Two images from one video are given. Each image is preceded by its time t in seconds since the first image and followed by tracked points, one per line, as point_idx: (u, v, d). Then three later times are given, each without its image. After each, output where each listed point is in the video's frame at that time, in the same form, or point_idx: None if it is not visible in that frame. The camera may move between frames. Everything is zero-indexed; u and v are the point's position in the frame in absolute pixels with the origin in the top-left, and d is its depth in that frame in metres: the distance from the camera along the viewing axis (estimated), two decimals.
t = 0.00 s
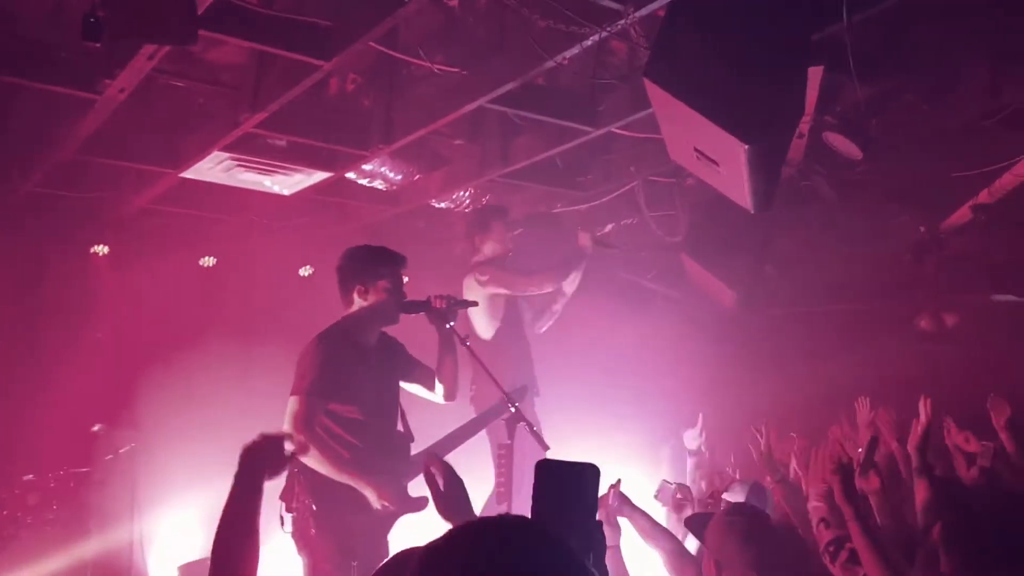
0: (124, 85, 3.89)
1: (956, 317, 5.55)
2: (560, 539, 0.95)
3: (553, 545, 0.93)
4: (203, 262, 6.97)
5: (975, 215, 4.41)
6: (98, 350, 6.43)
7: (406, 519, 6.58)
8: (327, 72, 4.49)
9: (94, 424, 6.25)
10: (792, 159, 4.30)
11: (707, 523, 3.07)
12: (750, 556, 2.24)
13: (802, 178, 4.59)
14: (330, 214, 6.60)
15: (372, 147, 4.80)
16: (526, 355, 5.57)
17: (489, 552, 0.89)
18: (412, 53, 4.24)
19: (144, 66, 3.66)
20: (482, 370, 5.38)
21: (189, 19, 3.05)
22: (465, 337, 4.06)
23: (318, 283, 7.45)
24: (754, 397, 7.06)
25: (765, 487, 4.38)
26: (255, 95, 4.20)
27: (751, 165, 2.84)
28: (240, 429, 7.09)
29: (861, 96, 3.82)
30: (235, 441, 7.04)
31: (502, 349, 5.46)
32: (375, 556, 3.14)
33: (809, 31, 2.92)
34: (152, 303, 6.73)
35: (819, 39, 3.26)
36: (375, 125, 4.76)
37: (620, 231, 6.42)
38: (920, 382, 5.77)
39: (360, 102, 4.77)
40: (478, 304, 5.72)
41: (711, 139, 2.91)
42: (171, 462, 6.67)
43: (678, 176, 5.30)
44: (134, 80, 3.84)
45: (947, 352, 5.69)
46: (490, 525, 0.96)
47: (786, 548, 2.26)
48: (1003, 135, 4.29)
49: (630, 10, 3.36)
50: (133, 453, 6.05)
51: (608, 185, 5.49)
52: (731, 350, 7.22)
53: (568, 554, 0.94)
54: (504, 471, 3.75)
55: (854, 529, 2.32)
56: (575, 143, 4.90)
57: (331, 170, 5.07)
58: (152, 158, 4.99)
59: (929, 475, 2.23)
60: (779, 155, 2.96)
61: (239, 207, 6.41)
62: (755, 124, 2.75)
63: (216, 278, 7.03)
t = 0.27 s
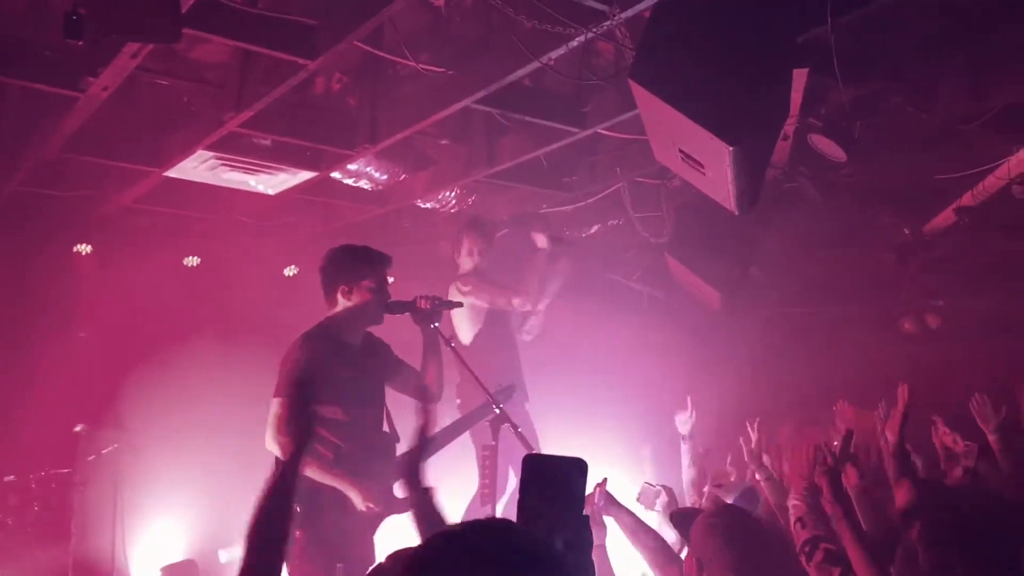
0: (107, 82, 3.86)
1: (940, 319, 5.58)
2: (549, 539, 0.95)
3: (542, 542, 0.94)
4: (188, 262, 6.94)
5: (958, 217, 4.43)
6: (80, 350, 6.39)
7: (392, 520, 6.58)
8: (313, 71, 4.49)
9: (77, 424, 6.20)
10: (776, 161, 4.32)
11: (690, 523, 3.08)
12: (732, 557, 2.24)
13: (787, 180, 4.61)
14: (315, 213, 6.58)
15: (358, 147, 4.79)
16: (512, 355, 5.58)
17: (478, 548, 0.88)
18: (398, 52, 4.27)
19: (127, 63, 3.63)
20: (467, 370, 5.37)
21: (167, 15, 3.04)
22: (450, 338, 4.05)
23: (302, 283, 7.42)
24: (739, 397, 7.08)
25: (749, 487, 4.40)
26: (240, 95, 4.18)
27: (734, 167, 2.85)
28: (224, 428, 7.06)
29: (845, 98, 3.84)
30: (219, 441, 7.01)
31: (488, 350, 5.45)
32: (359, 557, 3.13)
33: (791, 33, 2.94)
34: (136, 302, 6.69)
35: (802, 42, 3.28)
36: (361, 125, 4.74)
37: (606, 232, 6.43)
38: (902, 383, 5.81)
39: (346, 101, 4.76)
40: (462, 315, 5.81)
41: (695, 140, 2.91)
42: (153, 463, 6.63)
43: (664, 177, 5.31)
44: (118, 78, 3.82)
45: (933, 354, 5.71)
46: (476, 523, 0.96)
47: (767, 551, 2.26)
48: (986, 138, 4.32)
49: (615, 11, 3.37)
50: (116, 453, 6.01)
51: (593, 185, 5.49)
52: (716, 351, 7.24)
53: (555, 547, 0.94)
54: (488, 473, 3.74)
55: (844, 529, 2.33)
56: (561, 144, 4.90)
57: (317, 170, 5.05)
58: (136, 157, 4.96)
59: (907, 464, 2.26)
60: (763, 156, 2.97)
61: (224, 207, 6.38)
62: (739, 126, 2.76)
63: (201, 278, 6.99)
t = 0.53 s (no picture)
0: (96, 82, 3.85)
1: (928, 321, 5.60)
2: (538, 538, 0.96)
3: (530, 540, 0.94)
4: (177, 261, 6.92)
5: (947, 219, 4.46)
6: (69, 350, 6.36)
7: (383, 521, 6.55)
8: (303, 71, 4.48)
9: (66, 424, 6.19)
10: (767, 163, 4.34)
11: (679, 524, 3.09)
12: (718, 558, 2.24)
13: (776, 182, 4.63)
14: (305, 214, 6.57)
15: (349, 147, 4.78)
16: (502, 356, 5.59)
17: (470, 549, 0.88)
18: (389, 53, 4.15)
19: (117, 63, 3.63)
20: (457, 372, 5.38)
21: (160, 15, 3.04)
22: (440, 339, 4.05)
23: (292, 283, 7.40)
24: (728, 398, 7.10)
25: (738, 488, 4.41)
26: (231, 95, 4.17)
27: (724, 169, 2.85)
28: (213, 429, 7.05)
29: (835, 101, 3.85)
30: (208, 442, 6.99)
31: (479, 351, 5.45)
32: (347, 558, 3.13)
33: (782, 35, 2.94)
34: (125, 302, 6.67)
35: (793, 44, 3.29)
36: (352, 126, 4.74)
37: (596, 233, 6.43)
38: (891, 385, 5.83)
39: (336, 101, 4.76)
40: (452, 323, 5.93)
41: (685, 143, 2.92)
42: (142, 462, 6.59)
43: (654, 179, 5.32)
44: (108, 78, 3.81)
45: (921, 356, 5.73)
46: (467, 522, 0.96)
47: (753, 551, 2.27)
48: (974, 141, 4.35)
49: (607, 13, 3.37)
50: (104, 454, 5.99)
51: (584, 187, 5.50)
52: (706, 352, 7.25)
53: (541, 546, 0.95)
54: (478, 475, 3.73)
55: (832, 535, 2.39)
56: (552, 145, 4.91)
57: (308, 170, 5.05)
58: (126, 157, 4.95)
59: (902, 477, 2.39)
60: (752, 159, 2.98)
61: (214, 207, 6.37)
62: (729, 129, 2.77)
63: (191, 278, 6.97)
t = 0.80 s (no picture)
0: (91, 81, 3.84)
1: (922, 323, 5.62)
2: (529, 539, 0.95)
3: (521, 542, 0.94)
4: (171, 261, 6.85)
5: (941, 222, 4.47)
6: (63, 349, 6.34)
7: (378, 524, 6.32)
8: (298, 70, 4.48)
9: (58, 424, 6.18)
10: (761, 164, 4.34)
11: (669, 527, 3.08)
12: (709, 558, 2.25)
13: (770, 184, 4.63)
14: (299, 213, 6.55)
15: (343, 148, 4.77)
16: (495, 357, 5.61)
17: (464, 545, 0.88)
18: (384, 53, 4.23)
19: (111, 62, 3.62)
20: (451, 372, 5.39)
21: (160, 15, 3.03)
22: (434, 339, 4.04)
23: (287, 283, 7.38)
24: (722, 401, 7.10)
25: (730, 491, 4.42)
26: (225, 94, 4.16)
27: (719, 170, 2.85)
28: (208, 428, 7.04)
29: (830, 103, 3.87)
30: (202, 441, 6.99)
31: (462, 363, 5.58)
32: (343, 558, 3.14)
33: (777, 37, 2.95)
34: (119, 302, 6.66)
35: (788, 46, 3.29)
36: (347, 125, 4.73)
37: (590, 234, 6.44)
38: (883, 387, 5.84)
39: (332, 101, 4.75)
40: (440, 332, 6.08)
41: (681, 145, 2.92)
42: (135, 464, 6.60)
43: (648, 180, 5.33)
44: (101, 78, 3.81)
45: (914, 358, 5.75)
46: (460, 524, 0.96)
47: (745, 553, 2.27)
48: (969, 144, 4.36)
49: (603, 14, 3.37)
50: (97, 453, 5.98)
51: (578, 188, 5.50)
52: (700, 353, 7.26)
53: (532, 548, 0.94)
54: (472, 475, 3.73)
55: (823, 538, 2.40)
56: (546, 146, 4.91)
57: (302, 170, 5.05)
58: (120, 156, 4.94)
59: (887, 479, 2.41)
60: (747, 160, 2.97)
61: (207, 207, 6.35)
62: (724, 130, 2.77)
63: (184, 277, 6.96)
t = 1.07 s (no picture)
0: (90, 77, 3.85)
1: (919, 325, 5.62)
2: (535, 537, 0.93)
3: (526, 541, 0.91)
4: (168, 258, 6.88)
5: (939, 224, 4.47)
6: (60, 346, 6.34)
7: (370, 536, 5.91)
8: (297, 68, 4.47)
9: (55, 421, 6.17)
10: (760, 166, 4.34)
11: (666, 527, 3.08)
12: (708, 557, 2.25)
13: (769, 185, 4.64)
14: (297, 212, 6.55)
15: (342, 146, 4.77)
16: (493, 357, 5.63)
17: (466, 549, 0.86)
18: (385, 52, 4.22)
19: (110, 59, 3.62)
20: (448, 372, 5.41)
21: (161, 12, 3.03)
22: (432, 338, 4.04)
23: (285, 281, 7.38)
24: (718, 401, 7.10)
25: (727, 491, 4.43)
26: (224, 91, 4.16)
27: (719, 171, 2.85)
28: (208, 427, 7.06)
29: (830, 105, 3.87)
30: (200, 441, 6.98)
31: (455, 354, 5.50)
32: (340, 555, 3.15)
33: (778, 36, 2.95)
34: (117, 299, 6.65)
35: (788, 48, 3.29)
36: (346, 123, 4.73)
37: (589, 234, 6.44)
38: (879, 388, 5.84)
39: (331, 99, 4.75)
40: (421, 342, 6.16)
41: (681, 146, 2.93)
42: (133, 464, 6.59)
43: (648, 180, 5.34)
44: (100, 75, 3.81)
45: (912, 359, 5.75)
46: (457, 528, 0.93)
47: (743, 552, 2.27)
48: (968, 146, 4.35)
49: (604, 14, 3.37)
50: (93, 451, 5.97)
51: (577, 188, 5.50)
52: (697, 354, 7.26)
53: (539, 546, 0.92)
54: (470, 474, 3.73)
55: (820, 537, 2.41)
56: (546, 146, 4.91)
57: (301, 169, 5.05)
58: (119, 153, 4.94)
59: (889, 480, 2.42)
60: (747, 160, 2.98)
61: (205, 206, 6.35)
62: (724, 130, 2.77)
63: (182, 275, 6.95)
